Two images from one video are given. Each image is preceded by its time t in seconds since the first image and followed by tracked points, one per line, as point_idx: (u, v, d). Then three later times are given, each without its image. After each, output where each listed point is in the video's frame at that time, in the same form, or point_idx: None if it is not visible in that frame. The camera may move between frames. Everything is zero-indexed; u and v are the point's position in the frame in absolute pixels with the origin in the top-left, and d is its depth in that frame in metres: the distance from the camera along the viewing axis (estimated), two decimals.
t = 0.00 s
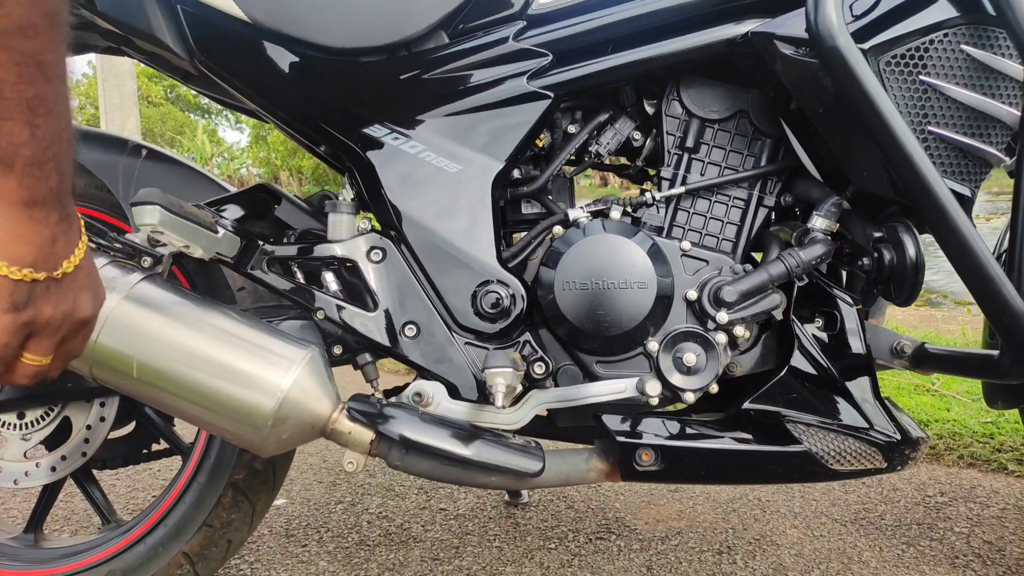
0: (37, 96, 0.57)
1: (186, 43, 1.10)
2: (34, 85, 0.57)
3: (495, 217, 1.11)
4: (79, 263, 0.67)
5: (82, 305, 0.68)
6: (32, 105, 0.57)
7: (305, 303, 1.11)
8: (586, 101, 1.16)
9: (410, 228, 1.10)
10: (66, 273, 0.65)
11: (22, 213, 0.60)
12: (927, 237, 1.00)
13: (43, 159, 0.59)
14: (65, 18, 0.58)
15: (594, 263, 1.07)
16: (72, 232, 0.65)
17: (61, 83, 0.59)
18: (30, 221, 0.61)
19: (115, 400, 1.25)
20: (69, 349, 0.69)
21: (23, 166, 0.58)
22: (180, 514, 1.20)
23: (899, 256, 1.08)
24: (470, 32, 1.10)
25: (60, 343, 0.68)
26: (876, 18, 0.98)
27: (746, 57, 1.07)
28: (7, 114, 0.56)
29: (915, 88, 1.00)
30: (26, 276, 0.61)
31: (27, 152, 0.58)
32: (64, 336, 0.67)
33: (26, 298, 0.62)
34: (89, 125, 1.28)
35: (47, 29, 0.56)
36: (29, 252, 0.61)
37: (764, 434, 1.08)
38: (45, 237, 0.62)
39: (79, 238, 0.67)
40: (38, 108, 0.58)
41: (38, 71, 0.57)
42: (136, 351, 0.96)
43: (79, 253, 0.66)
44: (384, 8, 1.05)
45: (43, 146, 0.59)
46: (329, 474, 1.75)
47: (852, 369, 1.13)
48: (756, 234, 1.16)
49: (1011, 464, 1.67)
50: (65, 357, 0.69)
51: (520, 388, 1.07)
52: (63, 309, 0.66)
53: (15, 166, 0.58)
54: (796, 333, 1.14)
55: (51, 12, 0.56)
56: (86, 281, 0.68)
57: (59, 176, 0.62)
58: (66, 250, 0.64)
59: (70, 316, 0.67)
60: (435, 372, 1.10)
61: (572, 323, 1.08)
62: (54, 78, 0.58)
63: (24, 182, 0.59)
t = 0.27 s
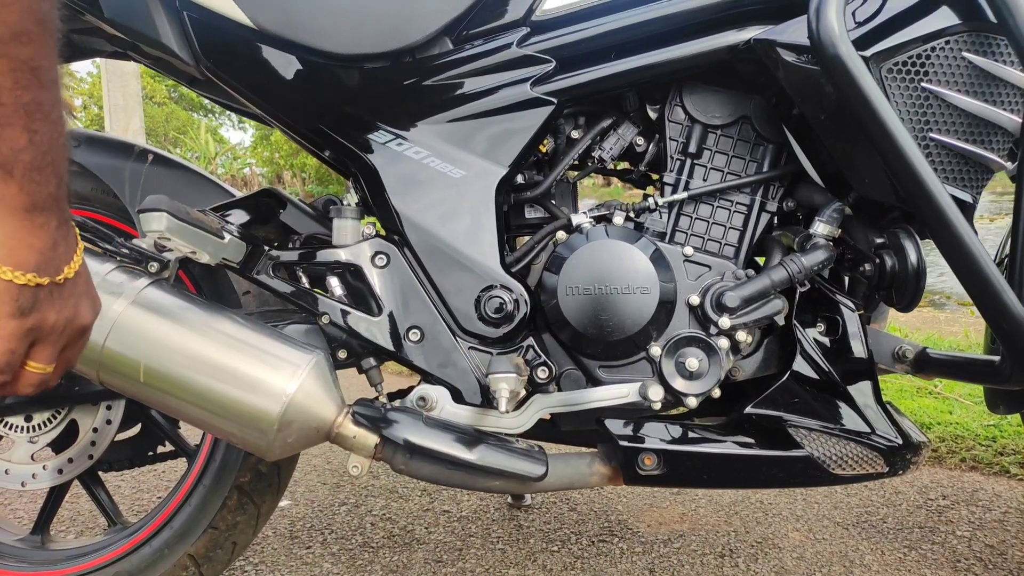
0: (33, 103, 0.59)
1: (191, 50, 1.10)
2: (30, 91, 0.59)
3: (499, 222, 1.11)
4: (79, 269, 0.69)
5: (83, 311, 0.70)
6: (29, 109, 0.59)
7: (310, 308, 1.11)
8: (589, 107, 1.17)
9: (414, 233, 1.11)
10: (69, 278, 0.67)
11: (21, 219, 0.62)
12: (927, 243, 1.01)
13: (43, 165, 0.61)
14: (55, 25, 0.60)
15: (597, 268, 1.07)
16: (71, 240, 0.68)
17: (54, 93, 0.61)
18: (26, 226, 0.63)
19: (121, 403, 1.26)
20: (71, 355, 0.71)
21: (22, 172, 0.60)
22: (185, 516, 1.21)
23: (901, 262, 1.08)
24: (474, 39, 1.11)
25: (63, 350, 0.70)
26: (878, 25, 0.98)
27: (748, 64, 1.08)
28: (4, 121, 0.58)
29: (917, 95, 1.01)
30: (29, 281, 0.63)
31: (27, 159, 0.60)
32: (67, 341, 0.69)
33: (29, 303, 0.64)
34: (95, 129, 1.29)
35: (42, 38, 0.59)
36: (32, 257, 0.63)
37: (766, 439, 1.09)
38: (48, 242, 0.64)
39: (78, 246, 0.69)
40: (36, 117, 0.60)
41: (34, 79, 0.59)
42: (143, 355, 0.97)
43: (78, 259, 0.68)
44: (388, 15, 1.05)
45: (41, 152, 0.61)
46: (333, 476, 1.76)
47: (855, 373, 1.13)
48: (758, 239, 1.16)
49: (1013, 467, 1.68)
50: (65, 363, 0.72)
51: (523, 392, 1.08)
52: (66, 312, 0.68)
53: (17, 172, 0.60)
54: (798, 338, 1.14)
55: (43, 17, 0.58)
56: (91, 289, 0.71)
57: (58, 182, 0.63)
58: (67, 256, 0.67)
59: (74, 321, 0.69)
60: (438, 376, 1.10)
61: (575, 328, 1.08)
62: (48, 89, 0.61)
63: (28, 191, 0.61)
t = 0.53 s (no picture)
0: (163, 110, 0.61)
1: (192, 48, 1.10)
2: (160, 94, 0.61)
3: (498, 220, 1.12)
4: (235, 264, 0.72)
5: (243, 305, 0.72)
6: (160, 112, 0.61)
7: (309, 305, 1.11)
8: (589, 105, 1.17)
9: (414, 231, 1.11)
10: (219, 276, 0.70)
11: (153, 221, 0.65)
12: (927, 241, 1.00)
13: (178, 168, 0.64)
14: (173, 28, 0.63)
15: (596, 267, 1.07)
16: (221, 240, 0.70)
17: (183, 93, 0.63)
18: (157, 231, 0.65)
19: (122, 401, 1.26)
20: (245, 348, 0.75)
21: (155, 177, 0.63)
22: (186, 514, 1.21)
23: (900, 260, 1.08)
24: (474, 37, 1.11)
25: (228, 342, 0.73)
26: (877, 23, 0.98)
27: (747, 62, 1.08)
28: (134, 128, 0.60)
29: (916, 93, 1.01)
30: (182, 279, 0.67)
31: (160, 164, 0.62)
32: (234, 337, 0.73)
33: (181, 301, 0.68)
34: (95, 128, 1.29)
35: (159, 37, 0.60)
36: (173, 258, 0.66)
37: (766, 437, 1.08)
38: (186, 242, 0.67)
39: (231, 245, 0.72)
40: (167, 121, 0.62)
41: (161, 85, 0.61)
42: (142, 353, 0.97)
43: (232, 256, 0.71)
44: (387, 14, 1.05)
45: (175, 154, 0.63)
46: (333, 474, 1.76)
47: (855, 372, 1.13)
48: (758, 237, 1.16)
49: (1014, 466, 1.68)
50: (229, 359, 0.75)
51: (523, 390, 1.08)
52: (229, 306, 0.71)
53: (149, 179, 0.63)
54: (798, 336, 1.14)
55: (154, 16, 0.59)
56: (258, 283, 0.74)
57: (193, 182, 0.65)
58: (218, 255, 0.70)
59: (236, 316, 0.72)
60: (438, 374, 1.10)
61: (575, 326, 1.08)
62: (180, 90, 0.62)
63: (155, 191, 0.63)
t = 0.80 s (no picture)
0: (323, 116, 0.75)
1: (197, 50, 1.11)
2: (318, 102, 0.74)
3: (502, 222, 1.12)
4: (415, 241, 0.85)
5: (429, 281, 0.87)
6: (323, 118, 0.75)
7: (313, 307, 1.12)
8: (592, 106, 1.17)
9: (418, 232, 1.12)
10: (394, 260, 0.84)
11: (340, 217, 0.82)
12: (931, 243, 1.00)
13: (350, 164, 0.78)
14: (326, 39, 0.75)
15: (601, 268, 1.07)
16: (395, 223, 0.84)
17: (343, 96, 0.77)
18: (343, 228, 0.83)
19: (127, 402, 1.27)
20: (427, 317, 0.90)
21: (332, 175, 0.78)
22: (190, 515, 1.22)
23: (905, 262, 1.08)
24: (478, 39, 1.11)
25: (420, 312, 0.89)
26: (881, 25, 0.98)
27: (751, 64, 1.08)
28: (305, 138, 0.75)
29: (921, 95, 1.01)
30: (362, 267, 0.84)
31: (331, 163, 0.77)
32: (409, 309, 0.88)
33: (367, 282, 0.86)
34: (100, 129, 1.30)
35: (308, 51, 0.73)
36: (357, 246, 0.83)
37: (770, 438, 1.08)
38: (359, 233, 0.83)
39: (409, 225, 0.85)
40: (327, 126, 0.75)
41: (320, 94, 0.74)
42: (147, 354, 0.97)
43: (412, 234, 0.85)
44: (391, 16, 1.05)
45: (346, 151, 0.77)
46: (337, 475, 1.76)
47: (858, 373, 1.14)
48: (762, 239, 1.16)
49: (1018, 467, 1.67)
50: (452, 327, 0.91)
51: (527, 392, 1.07)
52: (408, 280, 0.86)
53: (330, 179, 0.78)
54: (802, 338, 1.14)
55: (303, 34, 0.73)
56: (439, 258, 0.88)
57: (361, 174, 0.80)
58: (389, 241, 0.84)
59: (414, 288, 0.86)
60: (442, 375, 1.11)
61: (579, 327, 1.08)
62: (339, 94, 0.76)
63: (336, 188, 0.79)
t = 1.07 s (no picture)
0: (433, 146, 0.79)
1: (203, 50, 1.11)
2: (429, 132, 0.79)
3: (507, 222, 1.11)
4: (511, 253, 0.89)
5: (527, 292, 0.90)
6: (433, 146, 0.80)
7: (318, 306, 1.12)
8: (597, 106, 1.17)
9: (423, 232, 1.12)
10: (492, 269, 0.88)
11: (446, 232, 0.87)
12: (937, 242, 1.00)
13: (455, 186, 0.83)
14: (434, 73, 0.79)
15: (606, 268, 1.07)
16: (495, 235, 0.88)
17: (449, 125, 0.80)
18: (448, 241, 0.88)
19: (131, 402, 1.27)
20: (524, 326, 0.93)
21: (442, 196, 0.83)
22: (195, 514, 1.22)
23: (911, 262, 1.08)
24: (483, 39, 1.11)
25: (520, 321, 0.93)
26: (887, 24, 0.98)
27: (757, 63, 1.08)
28: (416, 166, 0.80)
29: (927, 94, 1.00)
30: (463, 277, 0.89)
31: (439, 187, 0.82)
32: (508, 317, 0.92)
33: (469, 291, 0.91)
34: (105, 129, 1.30)
35: (420, 88, 0.77)
36: (459, 258, 0.88)
37: (775, 439, 1.08)
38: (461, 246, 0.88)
39: (507, 238, 0.89)
40: (436, 153, 0.80)
41: (429, 126, 0.79)
42: (154, 354, 0.98)
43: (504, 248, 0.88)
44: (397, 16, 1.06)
45: (452, 175, 0.82)
46: (340, 475, 1.76)
47: (864, 374, 1.13)
48: (767, 239, 1.16)
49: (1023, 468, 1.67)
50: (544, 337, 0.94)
51: (531, 391, 1.07)
52: (504, 291, 0.90)
53: (437, 200, 0.84)
54: (807, 338, 1.14)
55: (415, 72, 0.77)
56: (535, 270, 0.90)
57: (464, 193, 0.84)
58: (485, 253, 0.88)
59: (511, 297, 0.90)
60: (447, 376, 1.11)
61: (584, 327, 1.08)
62: (447, 123, 0.80)
63: (443, 206, 0.84)
